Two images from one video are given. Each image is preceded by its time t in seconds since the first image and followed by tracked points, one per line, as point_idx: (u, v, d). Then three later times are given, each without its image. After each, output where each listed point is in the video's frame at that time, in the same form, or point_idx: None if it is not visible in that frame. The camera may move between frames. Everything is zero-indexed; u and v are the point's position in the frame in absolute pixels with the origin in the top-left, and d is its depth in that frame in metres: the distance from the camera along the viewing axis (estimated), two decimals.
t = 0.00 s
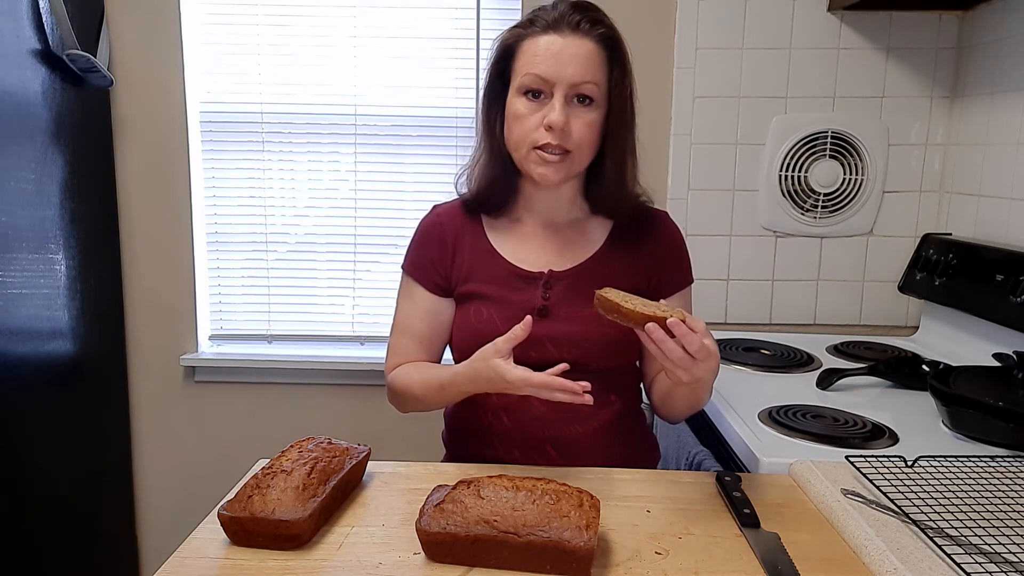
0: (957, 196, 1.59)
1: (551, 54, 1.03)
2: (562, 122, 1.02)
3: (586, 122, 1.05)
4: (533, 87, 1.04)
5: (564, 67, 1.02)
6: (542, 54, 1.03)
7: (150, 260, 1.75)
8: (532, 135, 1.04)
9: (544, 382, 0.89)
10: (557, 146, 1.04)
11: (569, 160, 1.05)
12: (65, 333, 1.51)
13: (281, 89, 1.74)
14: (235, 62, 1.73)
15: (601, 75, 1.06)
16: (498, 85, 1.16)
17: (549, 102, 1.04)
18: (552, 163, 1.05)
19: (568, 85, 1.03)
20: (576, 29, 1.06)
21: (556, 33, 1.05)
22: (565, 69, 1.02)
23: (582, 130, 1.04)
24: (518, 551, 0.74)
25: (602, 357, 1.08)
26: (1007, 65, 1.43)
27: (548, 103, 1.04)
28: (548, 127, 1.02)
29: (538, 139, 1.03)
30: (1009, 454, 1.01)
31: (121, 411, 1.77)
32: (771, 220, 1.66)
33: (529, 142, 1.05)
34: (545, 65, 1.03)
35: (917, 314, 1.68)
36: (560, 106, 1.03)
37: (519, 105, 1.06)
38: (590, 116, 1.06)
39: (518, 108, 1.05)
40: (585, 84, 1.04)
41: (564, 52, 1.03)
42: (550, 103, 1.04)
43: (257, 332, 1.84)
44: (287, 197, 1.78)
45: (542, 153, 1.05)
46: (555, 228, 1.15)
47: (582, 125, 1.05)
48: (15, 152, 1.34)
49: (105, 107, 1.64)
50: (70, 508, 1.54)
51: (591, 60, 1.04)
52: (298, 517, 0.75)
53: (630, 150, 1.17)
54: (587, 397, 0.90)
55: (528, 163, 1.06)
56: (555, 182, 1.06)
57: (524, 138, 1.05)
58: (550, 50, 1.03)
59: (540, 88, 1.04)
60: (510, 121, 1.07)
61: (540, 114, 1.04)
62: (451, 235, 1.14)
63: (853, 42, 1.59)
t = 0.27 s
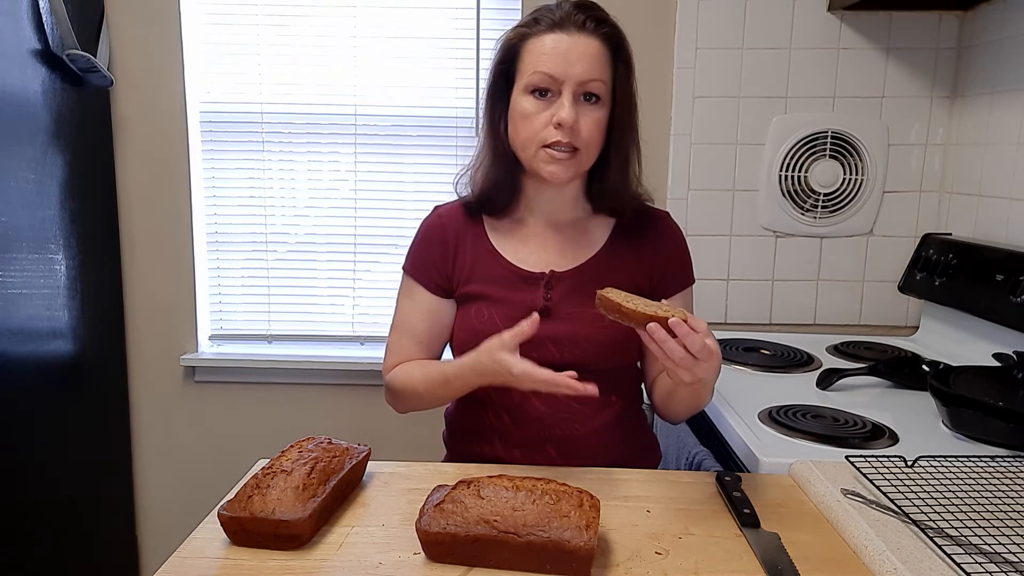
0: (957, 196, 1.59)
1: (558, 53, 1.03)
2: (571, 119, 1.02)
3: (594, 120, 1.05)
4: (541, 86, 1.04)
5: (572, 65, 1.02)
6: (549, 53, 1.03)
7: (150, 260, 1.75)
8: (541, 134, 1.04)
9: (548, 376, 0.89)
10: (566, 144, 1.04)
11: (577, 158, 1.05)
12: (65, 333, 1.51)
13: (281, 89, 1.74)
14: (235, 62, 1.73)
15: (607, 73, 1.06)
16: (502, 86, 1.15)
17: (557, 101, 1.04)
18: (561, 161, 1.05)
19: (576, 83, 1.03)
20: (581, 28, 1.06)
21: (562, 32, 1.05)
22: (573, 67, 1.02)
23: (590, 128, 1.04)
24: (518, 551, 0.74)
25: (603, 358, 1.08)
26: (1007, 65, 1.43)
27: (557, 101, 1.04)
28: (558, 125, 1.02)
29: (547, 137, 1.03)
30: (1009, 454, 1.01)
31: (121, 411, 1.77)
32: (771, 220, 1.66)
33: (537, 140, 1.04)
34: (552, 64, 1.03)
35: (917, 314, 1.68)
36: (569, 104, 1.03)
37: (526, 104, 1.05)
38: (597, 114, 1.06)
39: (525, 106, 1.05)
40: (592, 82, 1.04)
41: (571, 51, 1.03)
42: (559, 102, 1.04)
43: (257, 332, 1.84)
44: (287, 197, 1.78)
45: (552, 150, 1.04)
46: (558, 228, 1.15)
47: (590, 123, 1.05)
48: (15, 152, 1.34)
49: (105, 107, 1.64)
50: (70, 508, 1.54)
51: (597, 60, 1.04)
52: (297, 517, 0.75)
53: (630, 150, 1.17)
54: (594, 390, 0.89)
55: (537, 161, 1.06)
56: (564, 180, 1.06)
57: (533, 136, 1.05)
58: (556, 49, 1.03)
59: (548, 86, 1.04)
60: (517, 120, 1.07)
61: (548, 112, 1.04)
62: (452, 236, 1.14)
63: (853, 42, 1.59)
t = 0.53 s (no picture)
0: (957, 196, 1.59)
1: (565, 55, 1.03)
2: (578, 124, 1.02)
3: (599, 123, 1.05)
4: (548, 87, 1.04)
5: (579, 68, 1.03)
6: (556, 55, 1.03)
7: (150, 260, 1.75)
8: (546, 136, 1.04)
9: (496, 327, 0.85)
10: (571, 148, 1.04)
11: (580, 161, 1.05)
12: (65, 333, 1.51)
13: (281, 89, 1.74)
14: (235, 63, 1.73)
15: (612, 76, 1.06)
16: (505, 85, 1.14)
17: (563, 103, 1.04)
18: (566, 164, 1.05)
19: (583, 87, 1.03)
20: (588, 30, 1.06)
21: (569, 34, 1.05)
22: (580, 71, 1.02)
23: (595, 132, 1.05)
24: (518, 552, 0.74)
25: (603, 358, 1.08)
26: (1007, 65, 1.43)
27: (563, 104, 1.04)
28: (565, 128, 1.02)
29: (554, 140, 1.03)
30: (1009, 453, 1.01)
31: (121, 411, 1.77)
32: (771, 220, 1.66)
33: (543, 143, 1.04)
34: (559, 66, 1.03)
35: (917, 314, 1.68)
36: (575, 107, 1.03)
37: (531, 105, 1.05)
38: (601, 117, 1.06)
39: (530, 107, 1.05)
40: (598, 86, 1.04)
41: (578, 54, 1.03)
42: (565, 104, 1.04)
43: (257, 332, 1.84)
44: (287, 197, 1.78)
45: (556, 153, 1.04)
46: (557, 229, 1.15)
47: (595, 127, 1.05)
48: (15, 152, 1.34)
49: (105, 107, 1.64)
50: (70, 508, 1.54)
51: (604, 63, 1.04)
52: (297, 517, 0.75)
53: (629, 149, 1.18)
54: (535, 325, 0.82)
55: (542, 163, 1.06)
56: (566, 183, 1.07)
57: (538, 138, 1.05)
58: (563, 51, 1.03)
59: (554, 88, 1.04)
60: (522, 120, 1.06)
61: (555, 115, 1.04)
62: (450, 237, 1.14)
63: (853, 42, 1.59)
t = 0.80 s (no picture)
0: (957, 196, 1.59)
1: (538, 56, 1.03)
2: (549, 124, 1.02)
3: (575, 123, 1.04)
4: (523, 89, 1.04)
5: (552, 68, 1.02)
6: (531, 56, 1.03)
7: (150, 260, 1.75)
8: (521, 138, 1.04)
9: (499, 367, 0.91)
10: (546, 148, 1.04)
11: (558, 161, 1.05)
12: (65, 333, 1.51)
13: (281, 89, 1.74)
14: (234, 63, 1.73)
15: (591, 76, 1.05)
16: (493, 87, 1.17)
17: (538, 104, 1.04)
18: (541, 164, 1.05)
19: (556, 87, 1.03)
20: (567, 30, 1.06)
21: (546, 35, 1.05)
22: (552, 71, 1.02)
23: (571, 132, 1.04)
24: (518, 551, 0.74)
25: (603, 359, 1.08)
26: (1007, 65, 1.43)
27: (537, 105, 1.04)
28: (536, 130, 1.02)
29: (527, 141, 1.03)
30: (1009, 453, 1.01)
31: (121, 411, 1.77)
32: (770, 220, 1.66)
33: (518, 143, 1.05)
34: (534, 67, 1.02)
35: (917, 314, 1.68)
36: (547, 108, 1.03)
37: (508, 108, 1.06)
38: (580, 117, 1.05)
39: (507, 110, 1.06)
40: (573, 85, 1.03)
41: (553, 54, 1.03)
42: (539, 106, 1.04)
43: (257, 332, 1.84)
44: (287, 197, 1.78)
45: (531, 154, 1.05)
46: (554, 230, 1.15)
47: (571, 126, 1.04)
48: (15, 152, 1.34)
49: (105, 107, 1.64)
50: (70, 508, 1.54)
51: (581, 62, 1.04)
52: (297, 517, 0.75)
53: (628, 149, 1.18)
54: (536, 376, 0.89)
55: (519, 163, 1.06)
56: (544, 183, 1.07)
57: (514, 139, 1.05)
58: (539, 52, 1.03)
59: (529, 90, 1.04)
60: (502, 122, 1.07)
61: (529, 116, 1.04)
62: (451, 237, 1.14)
63: (853, 42, 1.59)
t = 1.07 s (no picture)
0: (957, 196, 1.59)
1: (531, 53, 1.03)
2: (543, 121, 1.02)
3: (570, 119, 1.05)
4: (517, 87, 1.05)
5: (545, 65, 1.02)
6: (525, 53, 1.03)
7: (150, 260, 1.75)
8: (516, 135, 1.04)
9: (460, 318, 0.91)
10: (541, 145, 1.04)
11: (554, 158, 1.06)
12: (65, 333, 1.51)
13: (280, 90, 1.74)
14: (234, 63, 1.73)
15: (585, 71, 1.05)
16: (488, 88, 1.17)
17: (532, 101, 1.04)
18: (537, 162, 1.05)
19: (549, 83, 1.03)
20: (558, 27, 1.06)
21: (538, 32, 1.05)
22: (546, 67, 1.02)
23: (565, 128, 1.04)
24: (518, 551, 0.74)
25: (603, 360, 1.08)
26: (1007, 65, 1.43)
27: (531, 102, 1.04)
28: (530, 126, 1.03)
29: (521, 138, 1.04)
30: (1009, 454, 1.01)
31: (121, 411, 1.77)
32: (770, 220, 1.66)
33: (513, 141, 1.05)
34: (527, 64, 1.03)
35: (917, 314, 1.68)
36: (541, 104, 1.03)
37: (504, 105, 1.06)
38: (574, 113, 1.05)
39: (503, 108, 1.06)
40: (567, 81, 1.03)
41: (545, 51, 1.03)
42: (533, 102, 1.04)
43: (257, 332, 1.84)
44: (287, 197, 1.78)
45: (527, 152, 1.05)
46: (552, 230, 1.16)
47: (565, 123, 1.04)
48: (15, 152, 1.34)
49: (105, 107, 1.64)
50: (70, 508, 1.54)
51: (574, 58, 1.03)
52: (298, 517, 0.75)
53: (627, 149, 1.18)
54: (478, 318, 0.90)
55: (515, 162, 1.07)
56: (541, 181, 1.07)
57: (510, 137, 1.05)
58: (531, 49, 1.03)
59: (523, 87, 1.04)
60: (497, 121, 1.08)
61: (523, 113, 1.04)
62: (450, 238, 1.14)
63: (853, 42, 1.59)
